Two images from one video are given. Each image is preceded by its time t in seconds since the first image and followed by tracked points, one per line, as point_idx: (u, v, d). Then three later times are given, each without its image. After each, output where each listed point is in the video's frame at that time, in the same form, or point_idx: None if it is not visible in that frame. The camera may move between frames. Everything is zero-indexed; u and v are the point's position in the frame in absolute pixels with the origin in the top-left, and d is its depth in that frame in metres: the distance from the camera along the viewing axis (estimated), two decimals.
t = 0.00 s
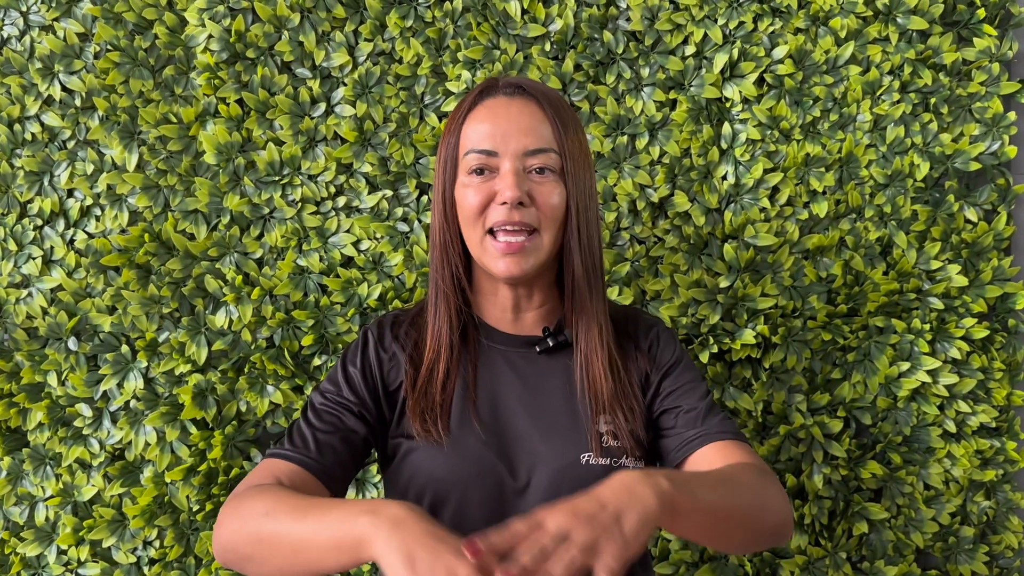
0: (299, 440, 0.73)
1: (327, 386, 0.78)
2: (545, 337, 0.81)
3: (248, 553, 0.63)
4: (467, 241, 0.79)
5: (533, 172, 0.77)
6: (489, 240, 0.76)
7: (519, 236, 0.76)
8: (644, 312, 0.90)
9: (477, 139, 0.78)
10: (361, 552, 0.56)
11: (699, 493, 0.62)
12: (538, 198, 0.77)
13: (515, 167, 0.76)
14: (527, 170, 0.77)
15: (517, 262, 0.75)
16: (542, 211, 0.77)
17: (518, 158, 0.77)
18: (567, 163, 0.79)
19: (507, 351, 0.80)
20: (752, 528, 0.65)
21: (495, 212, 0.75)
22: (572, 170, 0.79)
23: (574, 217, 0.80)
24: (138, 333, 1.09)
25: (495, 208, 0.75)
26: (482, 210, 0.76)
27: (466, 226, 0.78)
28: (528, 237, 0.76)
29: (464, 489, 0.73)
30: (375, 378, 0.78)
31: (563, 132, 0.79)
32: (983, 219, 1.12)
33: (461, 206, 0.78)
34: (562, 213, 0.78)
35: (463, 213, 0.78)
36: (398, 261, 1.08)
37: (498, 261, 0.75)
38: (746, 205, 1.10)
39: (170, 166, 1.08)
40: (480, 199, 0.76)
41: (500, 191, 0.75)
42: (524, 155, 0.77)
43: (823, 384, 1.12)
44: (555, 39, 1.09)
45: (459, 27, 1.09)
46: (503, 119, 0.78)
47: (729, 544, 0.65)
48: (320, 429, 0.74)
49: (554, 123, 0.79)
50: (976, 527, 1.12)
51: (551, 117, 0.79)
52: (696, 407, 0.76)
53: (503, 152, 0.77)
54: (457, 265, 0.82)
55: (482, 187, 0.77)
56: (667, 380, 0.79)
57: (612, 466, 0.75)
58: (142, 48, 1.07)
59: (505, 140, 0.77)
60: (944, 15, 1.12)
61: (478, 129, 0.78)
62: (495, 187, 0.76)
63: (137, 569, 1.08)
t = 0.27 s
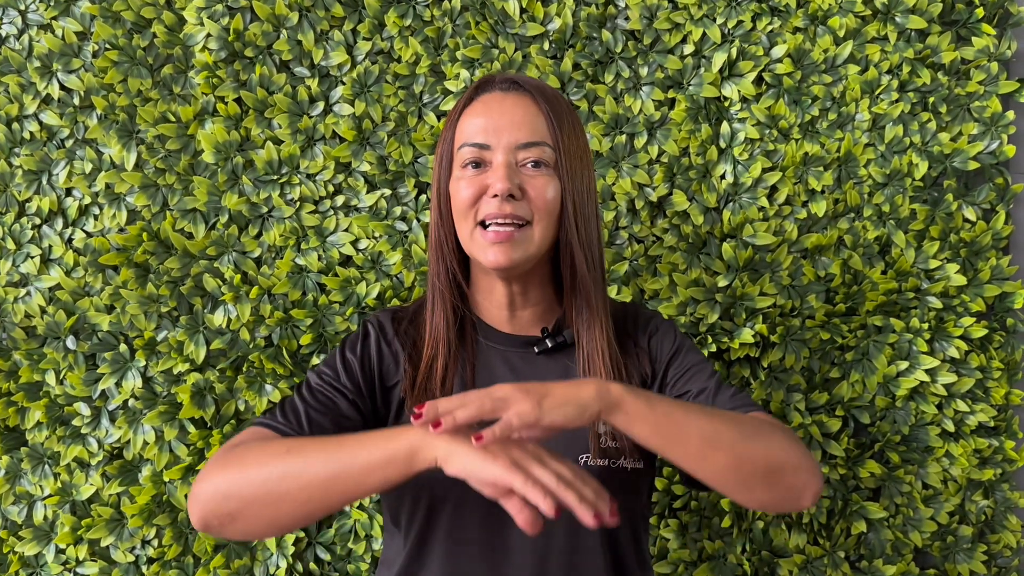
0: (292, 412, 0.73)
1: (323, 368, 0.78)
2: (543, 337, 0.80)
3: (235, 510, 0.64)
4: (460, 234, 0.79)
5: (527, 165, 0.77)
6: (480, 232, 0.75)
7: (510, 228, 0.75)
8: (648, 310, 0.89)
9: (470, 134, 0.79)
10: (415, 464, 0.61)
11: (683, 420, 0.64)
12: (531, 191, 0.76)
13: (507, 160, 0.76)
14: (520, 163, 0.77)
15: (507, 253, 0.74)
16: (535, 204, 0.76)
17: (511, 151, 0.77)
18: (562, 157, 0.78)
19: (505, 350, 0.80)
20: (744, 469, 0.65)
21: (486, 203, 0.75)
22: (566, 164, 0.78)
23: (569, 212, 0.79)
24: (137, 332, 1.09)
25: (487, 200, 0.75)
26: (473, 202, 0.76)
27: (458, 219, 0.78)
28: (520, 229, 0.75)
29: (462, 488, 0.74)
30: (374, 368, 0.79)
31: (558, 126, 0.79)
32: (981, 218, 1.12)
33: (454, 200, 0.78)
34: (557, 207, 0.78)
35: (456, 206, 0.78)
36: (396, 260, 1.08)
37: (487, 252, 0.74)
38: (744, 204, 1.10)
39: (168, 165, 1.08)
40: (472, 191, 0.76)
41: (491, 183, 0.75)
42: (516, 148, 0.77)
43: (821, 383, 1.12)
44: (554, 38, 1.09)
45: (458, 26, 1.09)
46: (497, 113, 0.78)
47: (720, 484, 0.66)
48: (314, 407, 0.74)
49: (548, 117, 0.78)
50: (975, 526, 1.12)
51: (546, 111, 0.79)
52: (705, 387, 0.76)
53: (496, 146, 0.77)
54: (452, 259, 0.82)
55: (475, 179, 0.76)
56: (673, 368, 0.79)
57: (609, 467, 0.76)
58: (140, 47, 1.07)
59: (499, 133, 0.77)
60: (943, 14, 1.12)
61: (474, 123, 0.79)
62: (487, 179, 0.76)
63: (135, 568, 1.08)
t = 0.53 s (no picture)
0: (292, 399, 0.73)
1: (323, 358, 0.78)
2: (544, 333, 0.81)
3: (241, 483, 0.66)
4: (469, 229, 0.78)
5: (545, 165, 0.78)
6: (494, 229, 0.75)
7: (525, 226, 0.75)
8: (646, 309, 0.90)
9: (490, 128, 0.79)
10: (428, 411, 0.66)
11: (687, 390, 0.69)
12: (548, 191, 0.77)
13: (527, 158, 0.77)
14: (539, 162, 0.78)
15: (519, 251, 0.74)
16: (551, 205, 0.77)
17: (531, 149, 0.78)
18: (578, 159, 0.80)
19: (505, 346, 0.80)
20: (749, 435, 0.69)
21: (502, 199, 0.75)
22: (580, 167, 0.80)
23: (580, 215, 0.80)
24: (137, 331, 1.09)
25: (503, 196, 0.75)
26: (489, 198, 0.75)
27: (470, 213, 0.77)
28: (533, 228, 0.76)
29: (460, 486, 0.74)
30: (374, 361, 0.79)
31: (577, 130, 0.80)
32: (980, 218, 1.12)
33: (467, 194, 0.78)
34: (569, 208, 0.78)
35: (468, 199, 0.77)
36: (396, 260, 1.08)
37: (500, 248, 0.74)
38: (744, 204, 1.10)
39: (168, 164, 1.08)
40: (488, 186, 0.75)
41: (510, 180, 0.75)
42: (536, 147, 0.78)
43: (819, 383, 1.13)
44: (554, 38, 1.09)
45: (457, 26, 1.09)
46: (519, 112, 0.79)
47: (722, 451, 0.69)
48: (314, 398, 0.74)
49: (569, 121, 0.80)
50: (974, 525, 1.13)
51: (565, 113, 0.80)
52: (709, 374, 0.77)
53: (516, 143, 0.78)
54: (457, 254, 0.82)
55: (492, 175, 0.76)
56: (675, 360, 0.81)
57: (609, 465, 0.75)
58: (140, 47, 1.07)
59: (520, 131, 0.78)
60: (942, 14, 1.12)
61: (493, 119, 0.79)
62: (505, 175, 0.76)
63: (135, 567, 1.08)
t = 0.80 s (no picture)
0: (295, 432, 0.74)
1: (323, 381, 0.78)
2: (549, 332, 0.82)
3: (243, 535, 0.65)
4: (486, 229, 0.78)
5: (567, 169, 0.80)
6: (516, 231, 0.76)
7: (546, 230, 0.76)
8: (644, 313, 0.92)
9: (512, 130, 0.79)
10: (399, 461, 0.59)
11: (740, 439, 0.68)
12: (570, 195, 0.78)
13: (551, 161, 0.78)
14: (561, 166, 0.79)
15: (540, 256, 0.76)
16: (571, 209, 0.78)
17: (553, 153, 0.79)
18: (593, 162, 0.83)
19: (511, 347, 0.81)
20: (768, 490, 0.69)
21: (526, 202, 0.76)
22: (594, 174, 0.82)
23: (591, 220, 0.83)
24: (137, 331, 1.09)
25: (527, 199, 0.76)
26: (513, 200, 0.76)
27: (489, 214, 0.77)
28: (553, 232, 0.77)
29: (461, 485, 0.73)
30: (374, 373, 0.78)
31: (592, 136, 0.83)
32: (980, 217, 1.13)
33: (486, 195, 0.78)
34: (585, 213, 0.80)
35: (488, 202, 0.77)
36: (397, 260, 1.08)
37: (522, 251, 0.75)
38: (744, 204, 1.10)
39: (169, 164, 1.08)
40: (512, 188, 0.76)
41: (535, 183, 0.76)
42: (558, 151, 0.79)
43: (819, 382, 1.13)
44: (554, 38, 1.09)
45: (458, 25, 1.09)
46: (542, 115, 0.80)
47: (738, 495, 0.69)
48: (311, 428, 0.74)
49: (586, 126, 0.82)
50: (974, 525, 1.13)
51: (582, 118, 0.82)
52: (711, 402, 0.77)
53: (540, 146, 0.78)
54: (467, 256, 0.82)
55: (515, 177, 0.77)
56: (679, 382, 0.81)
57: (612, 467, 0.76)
58: (141, 46, 1.07)
59: (544, 134, 0.79)
60: (942, 14, 1.12)
61: (515, 119, 0.79)
62: (529, 178, 0.76)
63: (135, 567, 1.08)
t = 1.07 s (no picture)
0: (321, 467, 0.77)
1: (329, 417, 0.79)
2: (558, 338, 0.82)
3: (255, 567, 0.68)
4: (502, 220, 0.79)
5: (576, 155, 0.81)
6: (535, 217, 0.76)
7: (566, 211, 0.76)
8: (648, 319, 0.94)
9: (518, 121, 0.80)
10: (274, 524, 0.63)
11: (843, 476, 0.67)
12: (583, 179, 0.79)
13: (560, 147, 0.79)
14: (570, 151, 0.80)
15: (561, 233, 0.75)
16: (586, 192, 0.79)
17: (561, 140, 0.80)
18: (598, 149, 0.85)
19: (521, 354, 0.80)
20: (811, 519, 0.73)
21: (542, 186, 0.76)
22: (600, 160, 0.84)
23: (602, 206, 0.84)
24: (138, 330, 1.09)
25: (542, 184, 0.76)
26: (528, 186, 0.76)
27: (504, 205, 0.78)
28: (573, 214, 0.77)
29: (474, 497, 0.72)
30: (378, 396, 0.78)
31: (594, 123, 0.85)
32: (981, 217, 1.13)
33: (498, 187, 0.78)
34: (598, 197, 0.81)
35: (501, 193, 0.78)
36: (397, 259, 1.08)
37: (542, 232, 0.75)
38: (745, 203, 1.10)
39: (169, 163, 1.08)
40: (525, 176, 0.77)
41: (549, 168, 0.76)
42: (566, 137, 0.80)
43: (821, 382, 1.13)
44: (555, 37, 1.09)
45: (458, 25, 1.09)
46: (544, 105, 0.81)
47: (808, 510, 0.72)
48: (320, 470, 0.77)
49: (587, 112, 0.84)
50: (974, 524, 1.13)
51: (583, 107, 0.84)
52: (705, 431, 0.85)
53: (546, 133, 0.80)
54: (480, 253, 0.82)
55: (526, 165, 0.77)
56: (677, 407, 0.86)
57: (624, 479, 0.76)
58: (141, 46, 1.07)
59: (549, 122, 0.80)
60: (943, 13, 1.12)
61: (519, 111, 0.81)
62: (542, 164, 0.77)
63: (136, 566, 1.08)
